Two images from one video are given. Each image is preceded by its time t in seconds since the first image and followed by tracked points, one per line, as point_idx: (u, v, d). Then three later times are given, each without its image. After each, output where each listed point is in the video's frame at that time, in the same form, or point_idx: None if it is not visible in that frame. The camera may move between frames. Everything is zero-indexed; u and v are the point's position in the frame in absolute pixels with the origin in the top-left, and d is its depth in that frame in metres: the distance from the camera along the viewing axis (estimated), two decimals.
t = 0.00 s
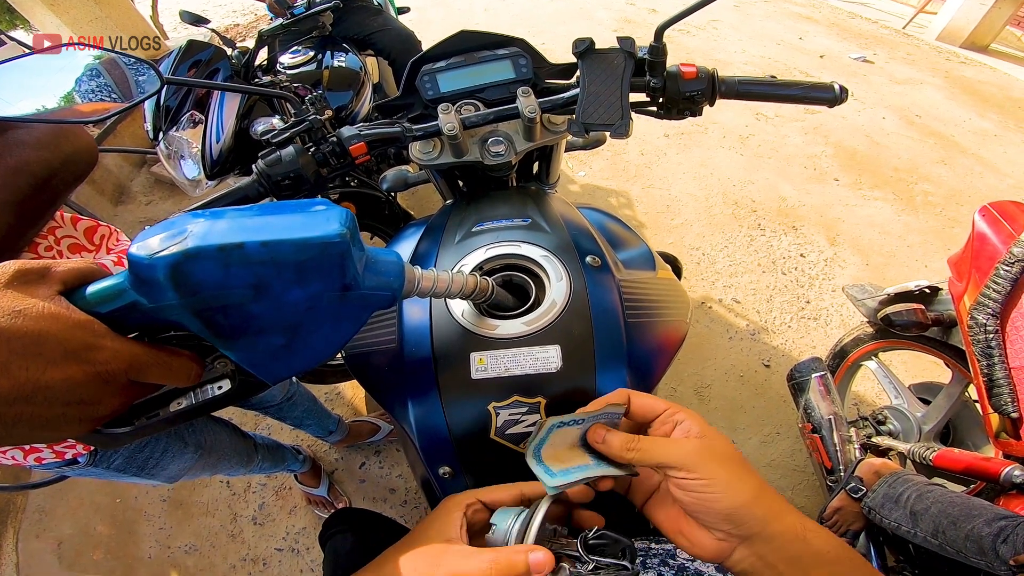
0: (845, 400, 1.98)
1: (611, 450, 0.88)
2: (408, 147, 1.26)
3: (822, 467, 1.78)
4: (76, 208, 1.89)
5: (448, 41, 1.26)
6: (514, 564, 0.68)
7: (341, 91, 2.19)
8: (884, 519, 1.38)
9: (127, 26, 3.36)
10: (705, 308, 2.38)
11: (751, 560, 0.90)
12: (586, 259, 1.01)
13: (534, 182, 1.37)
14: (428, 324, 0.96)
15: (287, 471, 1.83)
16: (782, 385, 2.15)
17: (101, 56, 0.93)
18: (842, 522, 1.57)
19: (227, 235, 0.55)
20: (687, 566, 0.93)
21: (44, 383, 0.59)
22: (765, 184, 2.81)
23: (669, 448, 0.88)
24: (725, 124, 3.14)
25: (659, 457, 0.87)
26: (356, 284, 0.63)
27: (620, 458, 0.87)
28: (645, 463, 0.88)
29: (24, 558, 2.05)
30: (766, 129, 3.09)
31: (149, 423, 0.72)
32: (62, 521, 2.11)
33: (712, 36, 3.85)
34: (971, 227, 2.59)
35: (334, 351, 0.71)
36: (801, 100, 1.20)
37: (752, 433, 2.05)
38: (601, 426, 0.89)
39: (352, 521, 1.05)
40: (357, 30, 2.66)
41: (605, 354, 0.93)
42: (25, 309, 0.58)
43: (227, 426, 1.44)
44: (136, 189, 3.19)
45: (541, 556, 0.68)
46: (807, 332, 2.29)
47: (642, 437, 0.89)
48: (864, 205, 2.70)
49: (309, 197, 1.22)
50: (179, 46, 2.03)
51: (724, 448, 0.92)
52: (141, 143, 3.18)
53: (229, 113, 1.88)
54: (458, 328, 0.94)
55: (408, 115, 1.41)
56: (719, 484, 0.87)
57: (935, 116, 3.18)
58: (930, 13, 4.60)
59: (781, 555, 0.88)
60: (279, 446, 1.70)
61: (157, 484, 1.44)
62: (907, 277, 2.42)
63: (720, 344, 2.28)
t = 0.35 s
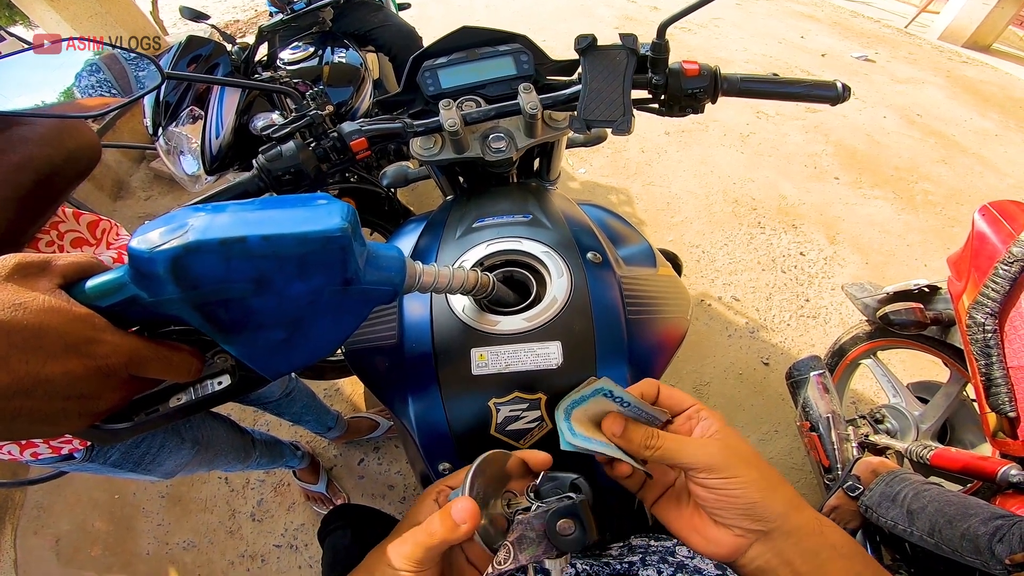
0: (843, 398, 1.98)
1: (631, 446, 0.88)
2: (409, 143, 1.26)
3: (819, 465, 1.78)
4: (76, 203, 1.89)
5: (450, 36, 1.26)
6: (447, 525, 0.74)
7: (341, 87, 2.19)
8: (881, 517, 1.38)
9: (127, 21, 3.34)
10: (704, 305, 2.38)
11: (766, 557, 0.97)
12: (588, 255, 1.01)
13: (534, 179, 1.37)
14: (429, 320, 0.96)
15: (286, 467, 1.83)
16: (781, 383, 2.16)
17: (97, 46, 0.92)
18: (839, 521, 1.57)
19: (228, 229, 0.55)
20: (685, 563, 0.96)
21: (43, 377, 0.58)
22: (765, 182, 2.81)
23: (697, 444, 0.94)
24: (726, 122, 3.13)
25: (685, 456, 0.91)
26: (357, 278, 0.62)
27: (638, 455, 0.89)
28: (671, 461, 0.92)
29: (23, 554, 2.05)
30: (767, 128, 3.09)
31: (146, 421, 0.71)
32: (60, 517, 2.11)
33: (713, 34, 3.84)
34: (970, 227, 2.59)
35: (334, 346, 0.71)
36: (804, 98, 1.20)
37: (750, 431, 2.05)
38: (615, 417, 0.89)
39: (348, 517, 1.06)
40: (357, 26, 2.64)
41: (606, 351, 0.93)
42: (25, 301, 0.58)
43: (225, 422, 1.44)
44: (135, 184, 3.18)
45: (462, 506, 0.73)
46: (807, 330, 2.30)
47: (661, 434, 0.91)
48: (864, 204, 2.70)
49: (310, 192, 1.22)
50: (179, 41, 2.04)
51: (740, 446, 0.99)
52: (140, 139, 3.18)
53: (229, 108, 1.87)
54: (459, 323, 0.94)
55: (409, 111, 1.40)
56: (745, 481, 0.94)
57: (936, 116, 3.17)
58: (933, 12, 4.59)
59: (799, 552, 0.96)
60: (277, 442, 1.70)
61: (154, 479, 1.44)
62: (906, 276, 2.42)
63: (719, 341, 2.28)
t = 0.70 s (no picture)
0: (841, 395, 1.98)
1: (644, 441, 0.87)
2: (410, 139, 1.26)
3: (816, 463, 1.79)
4: (77, 198, 1.90)
5: (452, 33, 1.26)
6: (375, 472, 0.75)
7: (342, 82, 2.20)
8: (875, 516, 1.39)
9: (127, 16, 3.34)
10: (704, 303, 2.38)
11: (772, 552, 0.98)
12: (589, 251, 1.01)
13: (536, 175, 1.37)
14: (430, 315, 0.96)
15: (285, 462, 1.84)
16: (779, 381, 2.16)
17: (98, 43, 0.93)
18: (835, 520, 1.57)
19: (231, 223, 0.55)
20: (684, 559, 0.97)
21: (47, 369, 0.59)
22: (766, 180, 2.81)
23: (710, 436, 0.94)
24: (727, 119, 3.12)
25: (697, 450, 0.92)
26: (359, 273, 0.63)
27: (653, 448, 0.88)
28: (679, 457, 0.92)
29: (24, 549, 2.06)
30: (768, 126, 3.08)
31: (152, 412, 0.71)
32: (60, 513, 2.11)
33: (715, 31, 3.84)
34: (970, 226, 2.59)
35: (335, 341, 0.71)
36: (806, 96, 1.20)
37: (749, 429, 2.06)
38: (628, 412, 0.87)
39: (348, 514, 1.06)
40: (359, 20, 2.66)
41: (606, 346, 0.94)
42: (28, 295, 0.58)
43: (224, 417, 1.45)
44: (135, 179, 3.18)
45: (385, 445, 0.73)
46: (806, 327, 2.30)
47: (673, 428, 0.91)
48: (865, 202, 2.70)
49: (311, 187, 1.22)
50: (179, 37, 2.02)
51: (754, 438, 1.00)
52: (140, 134, 3.17)
53: (229, 103, 1.87)
54: (460, 318, 0.94)
55: (411, 106, 1.40)
56: (760, 475, 0.95)
57: (938, 115, 3.17)
58: (936, 11, 4.58)
59: (805, 548, 0.96)
60: (277, 437, 1.70)
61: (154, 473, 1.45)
62: (906, 275, 2.43)
63: (718, 339, 2.28)
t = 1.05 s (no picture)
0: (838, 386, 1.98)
1: (633, 400, 0.90)
2: (405, 126, 1.25)
3: (812, 455, 1.79)
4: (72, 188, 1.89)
5: (448, 20, 1.24)
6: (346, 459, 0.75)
7: (338, 72, 2.19)
8: (869, 509, 1.39)
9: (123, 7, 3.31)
10: (702, 294, 2.38)
11: (755, 544, 0.96)
12: (582, 234, 1.00)
13: (532, 163, 1.36)
14: (421, 300, 0.95)
15: (281, 453, 1.83)
16: (777, 373, 2.16)
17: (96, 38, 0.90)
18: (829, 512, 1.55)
19: (213, 201, 0.54)
20: (678, 549, 0.95)
21: (23, 342, 0.58)
22: (765, 172, 2.80)
23: (700, 411, 0.94)
24: (727, 111, 3.09)
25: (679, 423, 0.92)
26: (347, 252, 0.62)
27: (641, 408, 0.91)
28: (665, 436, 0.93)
29: (21, 541, 2.06)
30: (768, 118, 3.05)
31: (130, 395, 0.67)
32: (57, 505, 2.11)
33: (716, 23, 3.81)
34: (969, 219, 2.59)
35: (323, 322, 0.70)
36: (801, 83, 1.19)
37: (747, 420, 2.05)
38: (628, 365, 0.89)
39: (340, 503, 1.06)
40: (355, 11, 2.60)
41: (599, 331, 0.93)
42: (7, 265, 0.58)
43: (218, 407, 1.44)
44: (132, 170, 3.16)
45: (353, 436, 0.73)
46: (804, 319, 2.30)
47: (667, 393, 0.91)
48: (864, 195, 2.69)
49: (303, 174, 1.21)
50: (173, 27, 2.02)
51: (756, 419, 0.97)
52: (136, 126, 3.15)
53: (223, 92, 1.86)
54: (451, 302, 0.93)
55: (406, 94, 1.39)
56: (737, 459, 0.93)
57: (939, 109, 3.14)
58: (939, 5, 4.55)
59: (787, 543, 0.94)
60: (272, 427, 1.70)
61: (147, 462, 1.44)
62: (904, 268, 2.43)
63: (716, 330, 2.28)
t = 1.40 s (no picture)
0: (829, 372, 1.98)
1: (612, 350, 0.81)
2: (392, 106, 1.23)
3: (803, 440, 1.79)
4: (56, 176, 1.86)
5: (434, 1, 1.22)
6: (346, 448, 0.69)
7: (327, 59, 2.16)
8: (860, 495, 1.39)
9: None
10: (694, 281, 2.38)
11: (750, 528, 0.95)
12: (570, 208, 0.99)
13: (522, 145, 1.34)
14: (406, 278, 0.94)
15: (272, 442, 1.82)
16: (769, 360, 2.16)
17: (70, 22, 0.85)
18: (820, 497, 1.56)
19: (183, 164, 0.58)
20: (668, 531, 1.00)
21: None
22: (757, 160, 2.79)
23: (667, 372, 0.81)
24: (719, 100, 3.05)
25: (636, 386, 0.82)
26: (323, 218, 0.66)
27: (617, 361, 0.82)
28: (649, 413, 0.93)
29: (10, 534, 2.04)
30: (760, 107, 3.02)
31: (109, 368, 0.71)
32: (46, 498, 2.09)
33: (709, 13, 3.79)
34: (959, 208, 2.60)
35: (298, 294, 0.73)
36: (789, 63, 1.18)
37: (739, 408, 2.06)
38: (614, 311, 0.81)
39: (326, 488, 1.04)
40: None
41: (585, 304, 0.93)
42: None
43: (205, 394, 1.42)
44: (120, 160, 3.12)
45: (366, 415, 0.65)
46: (795, 305, 2.33)
47: (650, 348, 0.81)
48: (855, 183, 2.69)
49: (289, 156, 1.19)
50: (158, 14, 1.99)
51: (747, 394, 0.82)
52: (123, 116, 3.10)
53: (210, 78, 1.83)
54: (436, 275, 0.92)
55: (394, 77, 1.37)
56: (686, 437, 0.80)
57: (931, 100, 3.14)
58: None
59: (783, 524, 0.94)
60: (262, 416, 1.68)
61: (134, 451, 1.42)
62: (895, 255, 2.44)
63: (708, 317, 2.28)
